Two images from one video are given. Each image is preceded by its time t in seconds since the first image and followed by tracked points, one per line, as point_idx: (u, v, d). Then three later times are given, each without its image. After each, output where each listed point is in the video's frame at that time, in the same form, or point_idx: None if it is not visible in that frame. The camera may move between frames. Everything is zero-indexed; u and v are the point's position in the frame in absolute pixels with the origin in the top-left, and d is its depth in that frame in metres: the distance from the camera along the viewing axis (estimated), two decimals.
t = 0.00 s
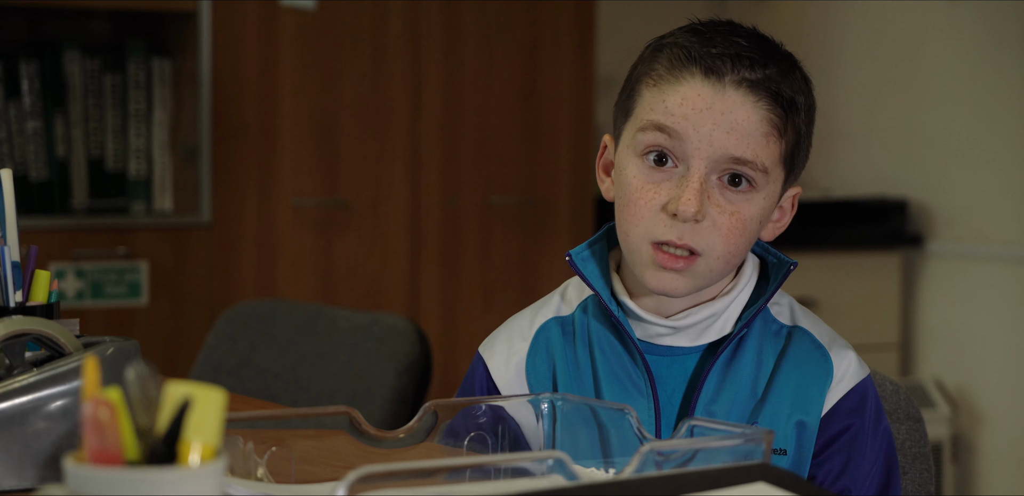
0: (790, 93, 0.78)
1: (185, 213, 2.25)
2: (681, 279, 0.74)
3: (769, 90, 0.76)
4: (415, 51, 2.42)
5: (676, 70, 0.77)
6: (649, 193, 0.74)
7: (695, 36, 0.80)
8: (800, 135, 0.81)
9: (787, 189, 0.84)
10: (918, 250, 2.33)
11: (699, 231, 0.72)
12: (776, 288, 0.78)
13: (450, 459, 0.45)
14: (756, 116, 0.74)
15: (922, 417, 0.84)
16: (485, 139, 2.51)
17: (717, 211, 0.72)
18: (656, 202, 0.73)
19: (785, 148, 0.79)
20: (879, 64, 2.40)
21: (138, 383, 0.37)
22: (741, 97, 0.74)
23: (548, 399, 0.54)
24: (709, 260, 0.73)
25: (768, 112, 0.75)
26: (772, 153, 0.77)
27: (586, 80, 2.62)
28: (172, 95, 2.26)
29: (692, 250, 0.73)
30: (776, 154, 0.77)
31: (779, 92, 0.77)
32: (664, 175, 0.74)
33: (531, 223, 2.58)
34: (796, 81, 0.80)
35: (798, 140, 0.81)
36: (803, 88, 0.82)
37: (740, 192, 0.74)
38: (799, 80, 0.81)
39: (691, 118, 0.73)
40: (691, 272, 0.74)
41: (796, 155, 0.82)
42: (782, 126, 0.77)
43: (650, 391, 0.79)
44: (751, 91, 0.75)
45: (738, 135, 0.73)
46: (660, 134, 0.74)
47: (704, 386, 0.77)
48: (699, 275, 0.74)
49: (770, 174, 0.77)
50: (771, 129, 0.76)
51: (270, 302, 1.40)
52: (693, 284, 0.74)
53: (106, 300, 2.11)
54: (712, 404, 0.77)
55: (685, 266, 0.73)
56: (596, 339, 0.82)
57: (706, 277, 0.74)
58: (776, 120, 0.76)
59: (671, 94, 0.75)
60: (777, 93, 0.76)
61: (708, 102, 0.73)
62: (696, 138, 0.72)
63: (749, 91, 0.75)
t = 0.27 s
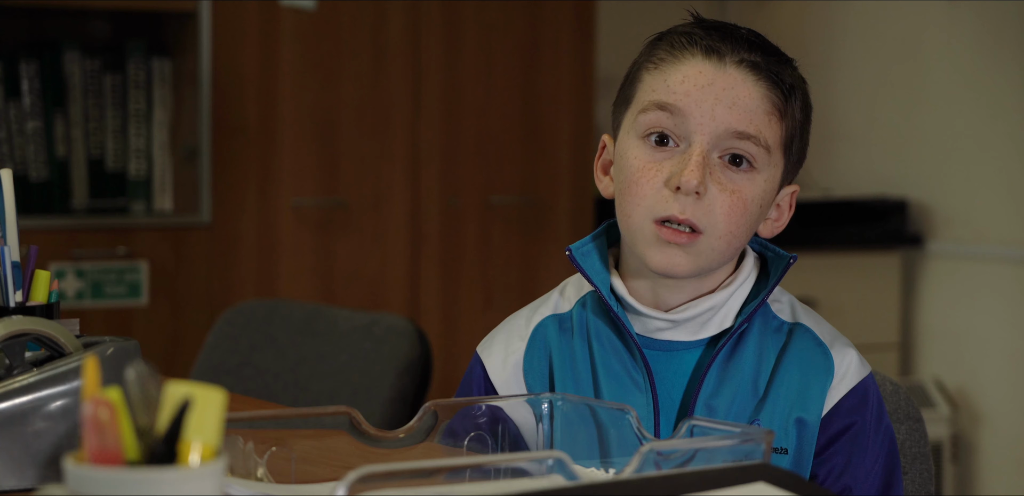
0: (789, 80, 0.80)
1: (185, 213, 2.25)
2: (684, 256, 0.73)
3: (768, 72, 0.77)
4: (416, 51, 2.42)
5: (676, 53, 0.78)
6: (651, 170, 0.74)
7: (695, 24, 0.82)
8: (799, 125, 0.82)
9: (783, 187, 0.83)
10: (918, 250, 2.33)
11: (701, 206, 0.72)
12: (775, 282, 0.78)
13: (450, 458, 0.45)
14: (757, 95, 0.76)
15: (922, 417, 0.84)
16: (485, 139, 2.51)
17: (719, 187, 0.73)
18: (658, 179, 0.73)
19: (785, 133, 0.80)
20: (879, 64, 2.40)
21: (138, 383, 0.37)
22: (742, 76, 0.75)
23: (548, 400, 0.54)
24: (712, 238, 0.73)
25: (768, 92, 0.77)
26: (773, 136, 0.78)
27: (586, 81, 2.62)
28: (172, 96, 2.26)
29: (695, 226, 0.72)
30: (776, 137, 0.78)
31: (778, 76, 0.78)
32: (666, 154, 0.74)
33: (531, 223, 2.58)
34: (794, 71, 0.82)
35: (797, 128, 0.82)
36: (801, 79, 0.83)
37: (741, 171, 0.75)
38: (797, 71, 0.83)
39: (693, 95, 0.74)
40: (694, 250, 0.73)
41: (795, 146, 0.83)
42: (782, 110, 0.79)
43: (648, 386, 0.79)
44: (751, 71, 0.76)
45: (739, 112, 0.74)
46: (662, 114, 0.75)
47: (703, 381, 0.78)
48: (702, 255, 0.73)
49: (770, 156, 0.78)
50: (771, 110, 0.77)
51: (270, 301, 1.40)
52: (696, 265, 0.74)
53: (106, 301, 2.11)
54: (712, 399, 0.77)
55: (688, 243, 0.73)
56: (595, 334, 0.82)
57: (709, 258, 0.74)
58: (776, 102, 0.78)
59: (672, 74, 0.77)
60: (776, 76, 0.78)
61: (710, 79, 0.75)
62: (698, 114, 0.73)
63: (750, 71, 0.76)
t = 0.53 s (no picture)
0: (794, 77, 0.80)
1: (185, 213, 2.25)
2: (682, 241, 0.73)
3: (774, 66, 0.78)
4: (415, 51, 2.42)
5: (682, 43, 0.79)
6: (654, 154, 0.74)
7: (702, 20, 0.83)
8: (802, 124, 0.82)
9: (781, 188, 0.84)
10: (918, 250, 2.33)
11: (702, 190, 0.72)
12: (772, 276, 0.78)
13: (449, 458, 0.45)
14: (762, 85, 0.76)
15: (922, 416, 0.84)
16: (485, 138, 2.51)
17: (721, 174, 0.73)
18: (660, 162, 0.73)
19: (788, 129, 0.80)
20: (879, 64, 2.40)
21: (138, 383, 0.37)
22: (747, 67, 0.76)
23: (548, 400, 0.54)
24: (711, 225, 0.73)
25: (773, 85, 0.77)
26: (775, 129, 0.78)
27: (586, 81, 2.62)
28: (172, 96, 2.26)
29: (695, 211, 0.72)
30: (779, 130, 0.78)
31: (783, 71, 0.79)
32: (669, 140, 0.75)
33: (531, 223, 2.58)
34: (799, 71, 0.83)
35: (799, 127, 0.82)
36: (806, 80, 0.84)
37: (743, 161, 0.75)
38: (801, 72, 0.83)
39: (699, 82, 0.75)
40: (693, 236, 0.73)
41: (797, 145, 0.83)
42: (786, 105, 0.79)
43: (646, 383, 0.79)
44: (757, 62, 0.77)
45: (744, 101, 0.74)
46: (667, 101, 0.76)
47: (701, 378, 0.77)
48: (701, 241, 0.73)
49: (773, 149, 0.78)
50: (775, 103, 0.77)
51: (270, 301, 1.40)
52: (694, 250, 0.73)
53: (106, 301, 2.11)
54: (710, 395, 0.77)
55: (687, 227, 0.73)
56: (593, 331, 0.82)
57: (708, 245, 0.73)
58: (781, 96, 0.78)
59: (678, 63, 0.77)
60: (781, 71, 0.78)
61: (716, 67, 0.75)
62: (703, 101, 0.74)
63: (756, 62, 0.77)
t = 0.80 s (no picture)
0: (801, 79, 0.81)
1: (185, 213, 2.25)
2: (684, 236, 0.72)
3: (782, 66, 0.78)
4: (416, 51, 2.42)
5: (691, 40, 0.79)
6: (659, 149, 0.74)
7: (712, 18, 0.83)
8: (807, 125, 0.82)
9: (784, 190, 0.83)
10: (918, 250, 2.33)
11: (707, 186, 0.72)
12: (775, 280, 0.78)
13: (449, 458, 0.45)
14: (769, 84, 0.76)
15: (922, 417, 0.84)
16: (485, 138, 2.51)
17: (726, 170, 0.73)
18: (666, 158, 0.74)
19: (793, 129, 0.80)
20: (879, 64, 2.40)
21: (137, 383, 0.37)
22: (755, 65, 0.76)
23: (548, 399, 0.54)
24: (714, 221, 0.73)
25: (780, 84, 0.77)
26: (781, 129, 0.78)
27: (586, 81, 2.62)
28: (172, 96, 2.26)
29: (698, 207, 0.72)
30: (784, 131, 0.78)
31: (790, 71, 0.79)
32: (675, 135, 0.75)
33: (531, 223, 2.58)
34: (806, 73, 0.83)
35: (805, 128, 0.82)
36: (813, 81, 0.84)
37: (749, 159, 0.75)
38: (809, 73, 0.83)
39: (707, 78, 0.75)
40: (696, 232, 0.73)
41: (802, 146, 0.83)
42: (792, 105, 0.79)
43: (650, 384, 0.79)
44: (764, 62, 0.77)
45: (751, 99, 0.75)
46: (674, 97, 0.76)
47: (704, 381, 0.77)
48: (703, 237, 0.73)
49: (778, 149, 0.78)
50: (782, 102, 0.77)
51: (270, 301, 1.40)
52: (696, 247, 0.73)
53: (106, 300, 2.11)
54: (714, 398, 0.77)
55: (689, 223, 0.72)
56: (597, 332, 0.82)
57: (711, 242, 0.74)
58: (787, 96, 0.78)
59: (687, 59, 0.77)
60: (789, 71, 0.78)
61: (724, 64, 0.75)
62: (710, 97, 0.74)
63: (764, 61, 0.77)
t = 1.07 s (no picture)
0: (807, 84, 0.80)
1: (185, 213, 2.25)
2: (689, 243, 0.72)
3: (788, 72, 0.78)
4: (416, 51, 2.42)
5: (697, 44, 0.79)
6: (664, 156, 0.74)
7: (719, 22, 0.82)
8: (811, 130, 0.82)
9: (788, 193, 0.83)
10: (918, 250, 2.33)
11: (712, 194, 0.72)
12: (778, 281, 0.78)
13: (450, 458, 0.45)
14: (775, 91, 0.76)
15: (922, 417, 0.84)
16: (485, 139, 2.51)
17: (731, 178, 0.73)
18: (671, 164, 0.74)
19: (798, 135, 0.80)
20: (879, 64, 2.40)
21: (138, 383, 0.37)
22: (761, 71, 0.76)
23: (548, 399, 0.54)
24: (719, 229, 0.73)
25: (786, 91, 0.77)
26: (787, 135, 0.78)
27: (586, 81, 2.62)
28: (172, 96, 2.26)
29: (703, 214, 0.72)
30: (789, 137, 0.78)
31: (796, 77, 0.79)
32: (680, 141, 0.75)
33: (531, 223, 2.58)
34: (812, 77, 0.83)
35: (809, 134, 0.82)
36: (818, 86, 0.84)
37: (754, 166, 0.75)
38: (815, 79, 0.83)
39: (713, 85, 0.75)
40: (701, 239, 0.73)
41: (807, 151, 0.83)
42: (798, 111, 0.79)
43: (653, 385, 0.79)
44: (770, 68, 0.77)
45: (757, 106, 0.74)
46: (679, 103, 0.76)
47: (707, 382, 0.77)
48: (709, 244, 0.73)
49: (783, 155, 0.78)
50: (788, 108, 0.77)
51: (270, 301, 1.40)
52: (701, 254, 0.73)
53: (106, 300, 2.11)
54: (717, 399, 0.77)
55: (695, 229, 0.73)
56: (600, 332, 0.82)
57: (715, 248, 0.73)
58: (793, 102, 0.78)
59: (693, 64, 0.77)
60: (795, 77, 0.78)
61: (730, 71, 0.75)
62: (716, 104, 0.74)
63: (770, 68, 0.77)
